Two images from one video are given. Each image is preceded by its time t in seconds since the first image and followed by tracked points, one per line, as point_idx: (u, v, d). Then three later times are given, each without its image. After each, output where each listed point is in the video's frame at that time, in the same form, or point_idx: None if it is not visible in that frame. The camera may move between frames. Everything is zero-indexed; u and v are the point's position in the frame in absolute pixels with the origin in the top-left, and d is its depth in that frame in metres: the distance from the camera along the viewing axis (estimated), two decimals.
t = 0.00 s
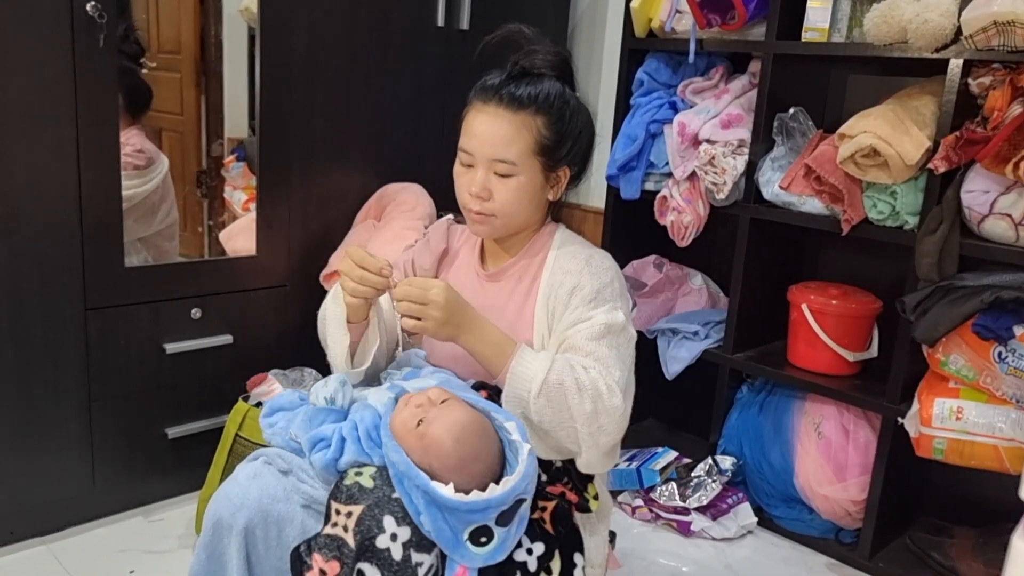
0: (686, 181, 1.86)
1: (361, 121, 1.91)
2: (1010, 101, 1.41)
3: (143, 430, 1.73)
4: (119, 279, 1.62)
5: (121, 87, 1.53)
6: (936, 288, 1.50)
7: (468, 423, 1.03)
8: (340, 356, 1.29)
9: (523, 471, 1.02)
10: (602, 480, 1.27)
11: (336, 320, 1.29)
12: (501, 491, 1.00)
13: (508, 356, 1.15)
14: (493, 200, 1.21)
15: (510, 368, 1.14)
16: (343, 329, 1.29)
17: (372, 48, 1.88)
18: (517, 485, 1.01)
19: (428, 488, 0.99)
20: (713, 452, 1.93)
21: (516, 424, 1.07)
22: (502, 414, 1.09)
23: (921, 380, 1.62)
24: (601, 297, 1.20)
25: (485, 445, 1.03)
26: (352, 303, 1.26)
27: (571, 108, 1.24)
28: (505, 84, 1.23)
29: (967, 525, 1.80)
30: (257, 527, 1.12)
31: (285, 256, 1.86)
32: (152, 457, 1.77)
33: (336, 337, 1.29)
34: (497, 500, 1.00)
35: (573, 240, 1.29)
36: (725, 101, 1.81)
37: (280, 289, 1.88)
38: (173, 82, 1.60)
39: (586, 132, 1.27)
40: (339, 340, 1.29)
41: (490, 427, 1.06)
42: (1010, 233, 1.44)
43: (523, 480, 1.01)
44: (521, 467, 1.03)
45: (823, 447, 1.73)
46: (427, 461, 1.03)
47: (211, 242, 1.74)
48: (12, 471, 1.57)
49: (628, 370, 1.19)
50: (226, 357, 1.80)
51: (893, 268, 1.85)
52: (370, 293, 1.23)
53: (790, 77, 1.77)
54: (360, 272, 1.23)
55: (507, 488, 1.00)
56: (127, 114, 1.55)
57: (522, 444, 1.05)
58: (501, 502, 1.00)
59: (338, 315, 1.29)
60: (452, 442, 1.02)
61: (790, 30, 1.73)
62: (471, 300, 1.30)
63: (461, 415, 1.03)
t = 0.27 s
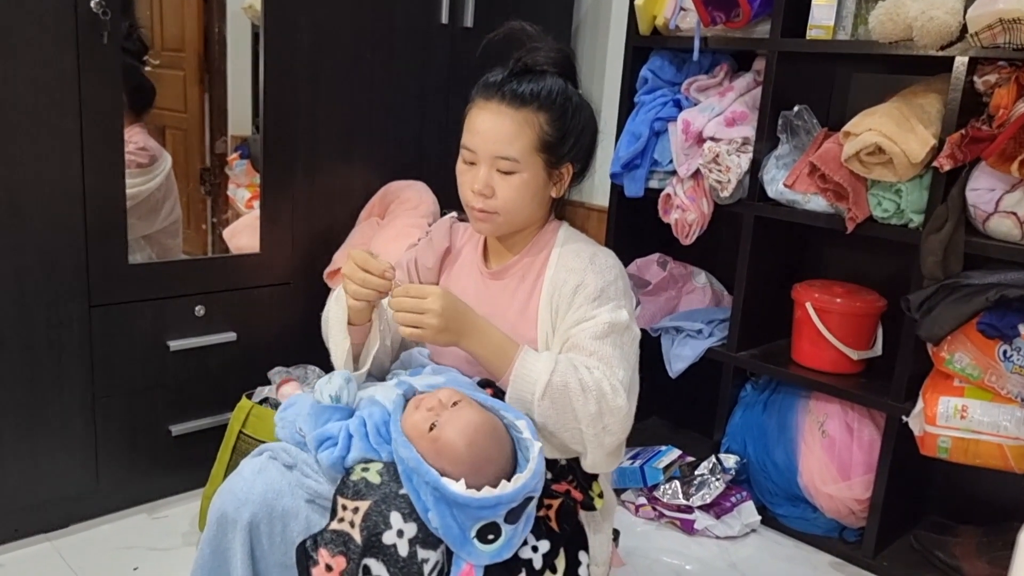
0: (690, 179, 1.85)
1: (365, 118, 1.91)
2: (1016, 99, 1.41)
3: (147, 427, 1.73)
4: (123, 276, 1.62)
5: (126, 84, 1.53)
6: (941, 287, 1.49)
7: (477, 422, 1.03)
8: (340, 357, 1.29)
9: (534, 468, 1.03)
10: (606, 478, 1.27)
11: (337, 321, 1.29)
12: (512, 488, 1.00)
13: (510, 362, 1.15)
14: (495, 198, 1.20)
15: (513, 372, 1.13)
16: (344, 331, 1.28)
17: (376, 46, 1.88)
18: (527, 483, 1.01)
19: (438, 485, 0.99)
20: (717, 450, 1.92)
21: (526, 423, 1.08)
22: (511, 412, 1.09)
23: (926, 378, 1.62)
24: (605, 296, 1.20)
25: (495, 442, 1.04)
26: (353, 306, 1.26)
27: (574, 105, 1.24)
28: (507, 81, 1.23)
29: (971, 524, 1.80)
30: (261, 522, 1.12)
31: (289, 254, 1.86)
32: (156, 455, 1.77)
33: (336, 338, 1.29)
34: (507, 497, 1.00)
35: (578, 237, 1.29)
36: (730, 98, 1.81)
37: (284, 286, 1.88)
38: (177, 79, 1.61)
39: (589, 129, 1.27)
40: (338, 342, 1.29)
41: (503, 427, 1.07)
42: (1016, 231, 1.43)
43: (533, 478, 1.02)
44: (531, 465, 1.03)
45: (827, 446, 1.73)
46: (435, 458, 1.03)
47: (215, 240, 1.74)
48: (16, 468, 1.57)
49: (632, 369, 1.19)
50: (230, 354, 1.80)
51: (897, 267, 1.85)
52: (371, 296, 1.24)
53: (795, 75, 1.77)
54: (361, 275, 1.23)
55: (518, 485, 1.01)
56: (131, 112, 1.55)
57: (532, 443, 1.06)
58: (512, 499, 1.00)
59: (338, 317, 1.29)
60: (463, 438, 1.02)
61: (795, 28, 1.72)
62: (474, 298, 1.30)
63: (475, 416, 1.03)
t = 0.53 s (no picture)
0: (694, 178, 1.85)
1: (369, 117, 1.90)
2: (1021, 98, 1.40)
3: (151, 426, 1.74)
4: (127, 275, 1.62)
5: (129, 83, 1.53)
6: (945, 287, 1.49)
7: (482, 424, 1.04)
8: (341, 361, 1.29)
9: (540, 465, 1.03)
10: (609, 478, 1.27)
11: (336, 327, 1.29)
12: (518, 485, 1.00)
13: (517, 356, 1.13)
14: (499, 199, 1.20)
15: (520, 364, 1.12)
16: (344, 336, 1.29)
17: (380, 45, 1.88)
18: (533, 480, 1.01)
19: (444, 484, 0.99)
20: (720, 450, 1.92)
21: (532, 420, 1.08)
22: (516, 409, 1.09)
23: (930, 378, 1.62)
24: (611, 294, 1.20)
25: (500, 441, 1.04)
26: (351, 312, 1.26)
27: (578, 104, 1.24)
28: (510, 81, 1.23)
29: (975, 524, 1.79)
30: (265, 522, 1.13)
31: (292, 253, 1.86)
32: (160, 453, 1.77)
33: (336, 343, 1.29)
34: (513, 495, 1.00)
35: (581, 236, 1.29)
36: (734, 98, 1.81)
37: (288, 285, 1.88)
38: (180, 78, 1.60)
39: (592, 128, 1.27)
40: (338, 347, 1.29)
41: (507, 426, 1.07)
42: (1021, 231, 1.43)
43: (538, 474, 1.02)
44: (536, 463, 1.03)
45: (831, 446, 1.73)
46: (440, 458, 1.03)
47: (219, 239, 1.75)
48: (21, 466, 1.58)
49: (637, 365, 1.20)
50: (234, 353, 1.80)
51: (901, 266, 1.84)
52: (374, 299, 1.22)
53: (799, 74, 1.76)
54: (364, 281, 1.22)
55: (523, 482, 1.01)
56: (134, 111, 1.55)
57: (538, 440, 1.06)
58: (518, 496, 1.00)
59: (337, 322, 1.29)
60: (469, 438, 1.03)
61: (799, 27, 1.72)
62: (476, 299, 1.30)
63: (478, 419, 1.04)
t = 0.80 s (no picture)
0: (697, 177, 1.85)
1: (371, 117, 1.90)
2: None
3: (154, 426, 1.74)
4: (130, 275, 1.62)
5: (132, 83, 1.53)
6: (948, 286, 1.49)
7: (488, 428, 1.04)
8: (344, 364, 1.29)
9: (545, 468, 1.03)
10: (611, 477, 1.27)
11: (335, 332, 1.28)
12: (523, 487, 1.01)
13: (504, 330, 1.12)
14: (502, 200, 1.21)
15: (509, 335, 1.11)
16: (344, 339, 1.28)
17: (383, 45, 1.88)
18: (537, 482, 1.02)
19: (448, 486, 0.99)
20: (723, 449, 1.92)
21: (536, 422, 1.09)
22: (520, 412, 1.09)
23: (933, 378, 1.61)
24: (608, 283, 1.19)
25: (505, 443, 1.04)
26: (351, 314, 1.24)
27: (581, 104, 1.24)
28: (513, 81, 1.22)
29: (978, 524, 1.79)
30: (268, 522, 1.12)
31: (295, 253, 1.86)
32: (163, 453, 1.77)
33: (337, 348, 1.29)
34: (518, 497, 1.00)
35: (583, 237, 1.29)
36: (736, 97, 1.81)
37: (290, 285, 1.88)
38: (183, 78, 1.59)
39: (596, 128, 1.27)
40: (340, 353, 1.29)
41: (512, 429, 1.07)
42: None
43: (543, 477, 1.03)
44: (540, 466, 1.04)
45: (834, 446, 1.72)
46: (445, 459, 1.03)
47: (221, 239, 1.74)
48: (24, 466, 1.58)
49: (632, 349, 1.19)
50: (236, 353, 1.81)
51: (905, 266, 1.84)
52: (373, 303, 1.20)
53: (802, 73, 1.76)
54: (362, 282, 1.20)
55: (528, 485, 1.01)
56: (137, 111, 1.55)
57: (542, 443, 1.07)
58: (522, 499, 1.01)
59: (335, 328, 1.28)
60: (474, 440, 1.03)
61: (802, 26, 1.72)
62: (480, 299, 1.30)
63: (485, 423, 1.04)
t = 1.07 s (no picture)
0: (696, 175, 1.85)
1: (370, 116, 1.90)
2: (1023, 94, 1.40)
3: (153, 426, 1.74)
4: (129, 275, 1.62)
5: (129, 83, 1.53)
6: (947, 283, 1.49)
7: (489, 429, 1.04)
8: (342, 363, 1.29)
9: (546, 468, 1.04)
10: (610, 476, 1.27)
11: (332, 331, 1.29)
12: (523, 488, 1.01)
13: (503, 324, 1.11)
14: (500, 198, 1.20)
15: (509, 329, 1.10)
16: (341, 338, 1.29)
17: (381, 43, 1.87)
18: (538, 483, 1.02)
19: (449, 486, 0.99)
20: (722, 447, 1.92)
21: (536, 423, 1.09)
22: (521, 413, 1.10)
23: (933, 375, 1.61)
24: (607, 278, 1.20)
25: (505, 444, 1.05)
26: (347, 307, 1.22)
27: (580, 103, 1.24)
28: (512, 79, 1.22)
29: (978, 521, 1.79)
30: (268, 522, 1.12)
31: (293, 253, 1.86)
32: (163, 454, 1.77)
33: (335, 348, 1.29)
34: (519, 497, 1.00)
35: (582, 235, 1.29)
36: (735, 94, 1.81)
37: (289, 285, 1.88)
38: (180, 77, 1.59)
39: (595, 127, 1.27)
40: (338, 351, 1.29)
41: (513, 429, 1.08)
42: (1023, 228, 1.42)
43: (543, 478, 1.03)
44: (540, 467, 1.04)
45: (834, 443, 1.72)
46: (446, 459, 1.03)
47: (220, 239, 1.74)
48: (23, 467, 1.58)
49: (630, 346, 1.19)
50: (236, 353, 1.81)
51: (904, 263, 1.84)
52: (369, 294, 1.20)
53: (800, 71, 1.76)
54: (358, 273, 1.19)
55: (528, 485, 1.01)
56: (135, 110, 1.55)
57: (543, 444, 1.07)
58: (523, 499, 1.01)
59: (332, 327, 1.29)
60: (476, 441, 1.03)
61: (800, 23, 1.72)
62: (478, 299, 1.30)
63: (487, 425, 1.04)
